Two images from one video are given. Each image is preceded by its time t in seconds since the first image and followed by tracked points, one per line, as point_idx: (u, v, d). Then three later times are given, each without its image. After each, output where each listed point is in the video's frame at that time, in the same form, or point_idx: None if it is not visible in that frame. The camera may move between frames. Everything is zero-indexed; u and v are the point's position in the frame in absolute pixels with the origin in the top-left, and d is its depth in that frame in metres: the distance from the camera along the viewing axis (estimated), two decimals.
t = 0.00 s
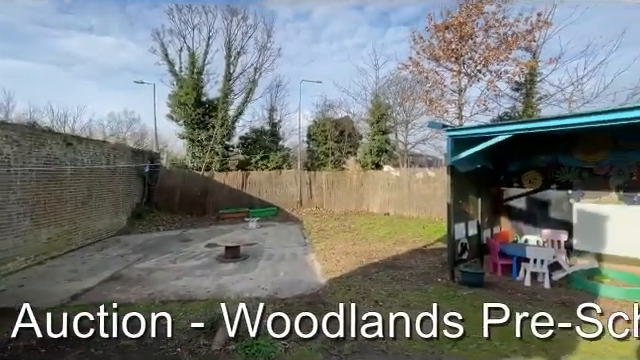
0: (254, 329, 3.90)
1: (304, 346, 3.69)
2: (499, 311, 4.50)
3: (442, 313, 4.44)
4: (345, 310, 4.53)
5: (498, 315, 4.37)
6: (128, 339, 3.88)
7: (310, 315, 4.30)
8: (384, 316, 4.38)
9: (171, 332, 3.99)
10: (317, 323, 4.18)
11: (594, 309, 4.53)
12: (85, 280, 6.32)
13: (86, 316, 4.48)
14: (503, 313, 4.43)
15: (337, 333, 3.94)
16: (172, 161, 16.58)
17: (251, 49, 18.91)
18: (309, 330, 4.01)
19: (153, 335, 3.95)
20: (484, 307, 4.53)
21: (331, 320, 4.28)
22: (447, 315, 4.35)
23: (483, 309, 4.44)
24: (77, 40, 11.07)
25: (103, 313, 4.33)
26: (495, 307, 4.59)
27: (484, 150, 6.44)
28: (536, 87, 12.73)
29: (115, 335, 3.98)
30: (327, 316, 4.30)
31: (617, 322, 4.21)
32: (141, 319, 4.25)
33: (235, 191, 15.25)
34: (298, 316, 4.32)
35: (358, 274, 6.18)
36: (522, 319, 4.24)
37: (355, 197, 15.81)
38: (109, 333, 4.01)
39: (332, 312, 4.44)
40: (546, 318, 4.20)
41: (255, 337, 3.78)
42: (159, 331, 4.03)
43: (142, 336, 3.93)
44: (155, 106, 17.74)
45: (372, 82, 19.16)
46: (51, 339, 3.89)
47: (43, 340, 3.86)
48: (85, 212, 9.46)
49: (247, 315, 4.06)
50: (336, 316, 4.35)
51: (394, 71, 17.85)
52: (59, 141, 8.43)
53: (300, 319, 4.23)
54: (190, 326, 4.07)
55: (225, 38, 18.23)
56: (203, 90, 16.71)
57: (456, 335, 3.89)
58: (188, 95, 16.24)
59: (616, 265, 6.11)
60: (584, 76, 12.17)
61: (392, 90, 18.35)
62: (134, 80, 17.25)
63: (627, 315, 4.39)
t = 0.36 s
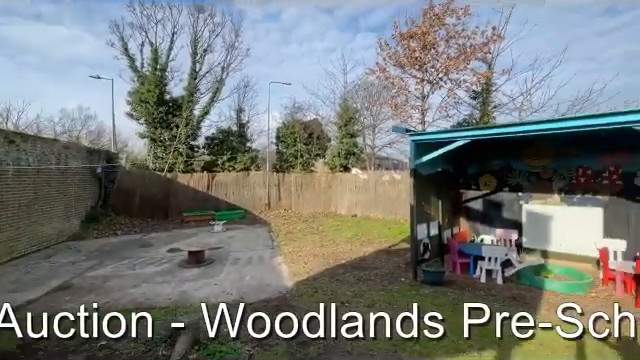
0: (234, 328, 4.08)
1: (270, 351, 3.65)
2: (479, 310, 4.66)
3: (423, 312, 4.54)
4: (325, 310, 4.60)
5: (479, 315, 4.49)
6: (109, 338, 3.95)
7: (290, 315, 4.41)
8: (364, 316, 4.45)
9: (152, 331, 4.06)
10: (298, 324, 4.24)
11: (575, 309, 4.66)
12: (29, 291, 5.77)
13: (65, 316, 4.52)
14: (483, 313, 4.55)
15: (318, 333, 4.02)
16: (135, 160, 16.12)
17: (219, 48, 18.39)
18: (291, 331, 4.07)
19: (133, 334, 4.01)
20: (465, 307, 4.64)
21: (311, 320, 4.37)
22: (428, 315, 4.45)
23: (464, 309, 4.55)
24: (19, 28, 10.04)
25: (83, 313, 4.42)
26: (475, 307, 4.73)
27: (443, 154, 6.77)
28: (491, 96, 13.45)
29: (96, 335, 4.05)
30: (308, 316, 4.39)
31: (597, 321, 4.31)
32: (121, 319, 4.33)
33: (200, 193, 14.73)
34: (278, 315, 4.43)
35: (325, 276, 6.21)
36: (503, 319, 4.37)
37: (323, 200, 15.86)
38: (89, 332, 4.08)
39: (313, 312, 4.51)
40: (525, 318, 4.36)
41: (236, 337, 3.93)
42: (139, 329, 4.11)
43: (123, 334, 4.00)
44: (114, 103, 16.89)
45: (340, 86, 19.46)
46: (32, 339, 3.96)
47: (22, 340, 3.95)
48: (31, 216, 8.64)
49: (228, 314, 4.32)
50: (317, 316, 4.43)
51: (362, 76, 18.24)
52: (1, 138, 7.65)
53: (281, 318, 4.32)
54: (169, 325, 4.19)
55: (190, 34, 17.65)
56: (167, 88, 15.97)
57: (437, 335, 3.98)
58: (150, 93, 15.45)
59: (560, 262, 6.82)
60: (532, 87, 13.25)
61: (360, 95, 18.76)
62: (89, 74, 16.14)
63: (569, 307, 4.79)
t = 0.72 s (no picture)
0: (214, 329, 4.17)
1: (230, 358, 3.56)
2: (461, 310, 4.82)
3: (404, 313, 4.65)
4: (305, 310, 4.74)
5: (460, 315, 4.63)
6: (88, 339, 4.01)
7: (270, 315, 4.52)
8: (344, 316, 4.59)
9: (132, 332, 4.11)
10: (278, 323, 4.34)
11: (555, 309, 4.80)
12: None
13: (45, 316, 4.64)
14: (464, 313, 4.70)
15: (298, 333, 4.11)
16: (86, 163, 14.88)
17: (179, 44, 17.58)
18: (272, 331, 4.15)
19: (113, 335, 4.07)
20: (447, 307, 4.80)
21: (291, 320, 4.47)
22: (408, 315, 4.57)
23: (445, 310, 4.69)
24: None
25: (63, 313, 4.51)
26: (457, 307, 4.88)
27: (402, 158, 7.05)
28: (446, 104, 14.13)
29: (77, 336, 4.12)
30: (288, 316, 4.50)
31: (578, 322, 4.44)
32: (101, 320, 4.40)
33: (157, 196, 13.94)
34: (259, 315, 4.55)
35: (288, 280, 6.16)
36: (483, 319, 4.49)
37: (288, 202, 15.73)
38: (69, 333, 4.15)
39: (293, 312, 4.61)
40: (506, 318, 4.48)
41: (215, 337, 4.01)
42: (119, 331, 4.17)
43: (103, 336, 4.06)
44: (59, 100, 15.43)
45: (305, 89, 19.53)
46: (14, 339, 4.05)
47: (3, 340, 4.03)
48: None
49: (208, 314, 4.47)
50: (296, 316, 4.53)
51: (327, 81, 18.43)
52: None
53: (260, 319, 4.40)
54: (149, 326, 4.27)
55: (148, 29, 16.80)
56: (122, 84, 14.90)
57: (416, 335, 4.08)
58: (102, 88, 14.36)
59: (507, 259, 7.35)
60: (483, 97, 14.12)
61: (325, 99, 18.99)
62: (30, 65, 14.17)
63: (512, 301, 5.20)
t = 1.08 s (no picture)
0: (196, 329, 4.22)
1: None
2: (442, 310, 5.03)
3: (385, 313, 4.79)
4: (286, 309, 4.86)
5: (441, 316, 4.79)
6: (68, 339, 4.03)
7: (251, 315, 4.60)
8: (324, 316, 4.69)
9: (113, 332, 4.15)
10: (259, 323, 4.42)
11: (536, 310, 4.97)
12: None
13: (26, 316, 4.62)
14: (445, 313, 4.87)
15: (279, 333, 4.18)
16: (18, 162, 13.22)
17: (134, 39, 16.55)
18: (253, 331, 4.22)
19: (95, 335, 4.12)
20: (427, 307, 5.01)
21: (271, 320, 4.55)
22: (390, 315, 4.72)
23: (427, 310, 4.85)
24: None
25: (45, 312, 4.56)
26: (437, 308, 5.08)
27: (362, 163, 7.25)
28: (405, 112, 14.57)
29: (58, 335, 4.14)
30: (269, 316, 4.59)
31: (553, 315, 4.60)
32: (83, 319, 4.44)
33: (108, 200, 12.96)
34: (241, 314, 4.65)
35: (247, 285, 6.03)
36: (464, 319, 4.66)
37: (250, 206, 15.42)
38: (52, 332, 4.19)
39: (274, 312, 4.71)
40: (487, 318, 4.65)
41: (196, 337, 4.07)
42: (100, 331, 4.20)
43: (84, 335, 4.10)
44: None
45: (268, 92, 19.32)
46: None
47: None
48: None
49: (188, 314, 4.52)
50: (278, 316, 4.62)
51: (292, 84, 18.34)
52: None
53: (241, 318, 4.47)
54: (130, 325, 4.34)
55: (100, 21, 15.69)
56: (67, 78, 13.73)
57: (398, 335, 4.19)
58: (43, 81, 13.10)
59: (457, 258, 7.82)
60: (437, 106, 14.73)
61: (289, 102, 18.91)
62: None
63: (459, 297, 5.56)
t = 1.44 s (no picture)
0: (176, 329, 4.37)
1: None
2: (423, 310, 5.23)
3: (366, 314, 5.01)
4: (265, 309, 5.08)
5: (422, 315, 4.99)
6: (48, 340, 4.17)
7: (231, 315, 4.78)
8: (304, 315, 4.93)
9: (93, 333, 4.30)
10: (239, 323, 4.61)
11: (516, 309, 5.15)
12: None
13: (6, 316, 4.72)
14: (425, 313, 5.08)
15: (259, 333, 4.34)
16: None
17: (73, 27, 15.00)
18: (232, 331, 4.40)
19: (75, 335, 4.26)
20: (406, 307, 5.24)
21: (251, 320, 4.74)
22: (370, 315, 4.95)
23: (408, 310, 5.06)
24: None
25: (25, 313, 4.67)
26: (417, 308, 5.31)
27: (315, 167, 7.34)
28: (359, 119, 14.80)
29: (39, 335, 4.27)
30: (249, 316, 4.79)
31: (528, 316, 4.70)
32: (64, 320, 4.59)
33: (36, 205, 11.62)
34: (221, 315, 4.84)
35: (194, 294, 5.76)
36: (444, 319, 4.85)
37: (201, 210, 14.73)
38: (32, 332, 4.32)
39: (254, 312, 4.92)
40: (467, 318, 4.85)
41: (176, 337, 4.22)
42: (80, 332, 4.34)
43: (64, 336, 4.25)
44: None
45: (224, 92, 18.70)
46: None
47: None
48: None
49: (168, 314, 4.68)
50: (257, 315, 4.82)
51: (249, 86, 17.92)
52: None
53: (221, 319, 4.66)
54: (111, 326, 4.51)
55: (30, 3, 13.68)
56: None
57: (377, 335, 4.37)
58: None
59: (406, 260, 8.19)
60: (390, 114, 15.15)
61: (245, 103, 18.08)
62: None
63: (404, 297, 5.82)
